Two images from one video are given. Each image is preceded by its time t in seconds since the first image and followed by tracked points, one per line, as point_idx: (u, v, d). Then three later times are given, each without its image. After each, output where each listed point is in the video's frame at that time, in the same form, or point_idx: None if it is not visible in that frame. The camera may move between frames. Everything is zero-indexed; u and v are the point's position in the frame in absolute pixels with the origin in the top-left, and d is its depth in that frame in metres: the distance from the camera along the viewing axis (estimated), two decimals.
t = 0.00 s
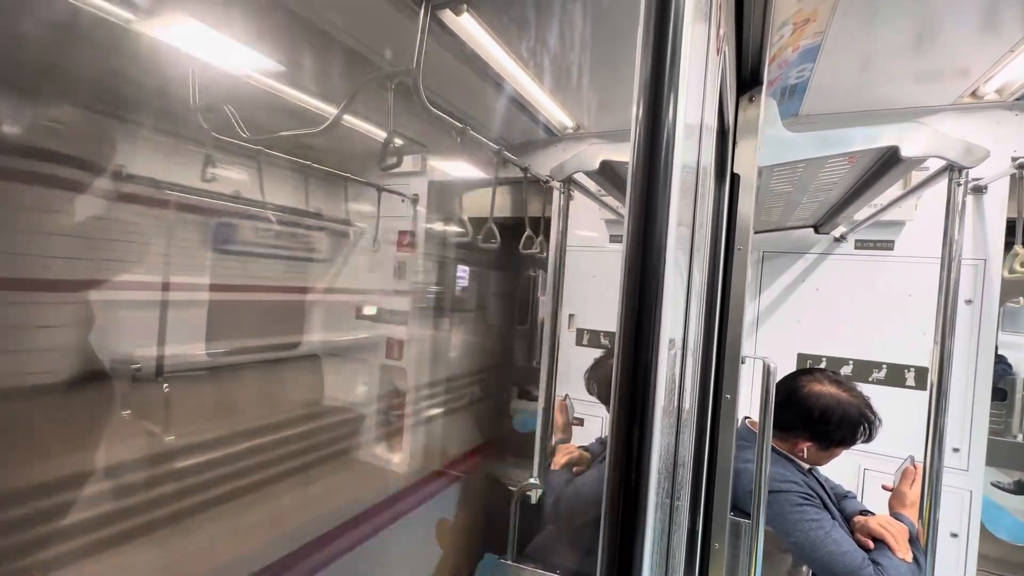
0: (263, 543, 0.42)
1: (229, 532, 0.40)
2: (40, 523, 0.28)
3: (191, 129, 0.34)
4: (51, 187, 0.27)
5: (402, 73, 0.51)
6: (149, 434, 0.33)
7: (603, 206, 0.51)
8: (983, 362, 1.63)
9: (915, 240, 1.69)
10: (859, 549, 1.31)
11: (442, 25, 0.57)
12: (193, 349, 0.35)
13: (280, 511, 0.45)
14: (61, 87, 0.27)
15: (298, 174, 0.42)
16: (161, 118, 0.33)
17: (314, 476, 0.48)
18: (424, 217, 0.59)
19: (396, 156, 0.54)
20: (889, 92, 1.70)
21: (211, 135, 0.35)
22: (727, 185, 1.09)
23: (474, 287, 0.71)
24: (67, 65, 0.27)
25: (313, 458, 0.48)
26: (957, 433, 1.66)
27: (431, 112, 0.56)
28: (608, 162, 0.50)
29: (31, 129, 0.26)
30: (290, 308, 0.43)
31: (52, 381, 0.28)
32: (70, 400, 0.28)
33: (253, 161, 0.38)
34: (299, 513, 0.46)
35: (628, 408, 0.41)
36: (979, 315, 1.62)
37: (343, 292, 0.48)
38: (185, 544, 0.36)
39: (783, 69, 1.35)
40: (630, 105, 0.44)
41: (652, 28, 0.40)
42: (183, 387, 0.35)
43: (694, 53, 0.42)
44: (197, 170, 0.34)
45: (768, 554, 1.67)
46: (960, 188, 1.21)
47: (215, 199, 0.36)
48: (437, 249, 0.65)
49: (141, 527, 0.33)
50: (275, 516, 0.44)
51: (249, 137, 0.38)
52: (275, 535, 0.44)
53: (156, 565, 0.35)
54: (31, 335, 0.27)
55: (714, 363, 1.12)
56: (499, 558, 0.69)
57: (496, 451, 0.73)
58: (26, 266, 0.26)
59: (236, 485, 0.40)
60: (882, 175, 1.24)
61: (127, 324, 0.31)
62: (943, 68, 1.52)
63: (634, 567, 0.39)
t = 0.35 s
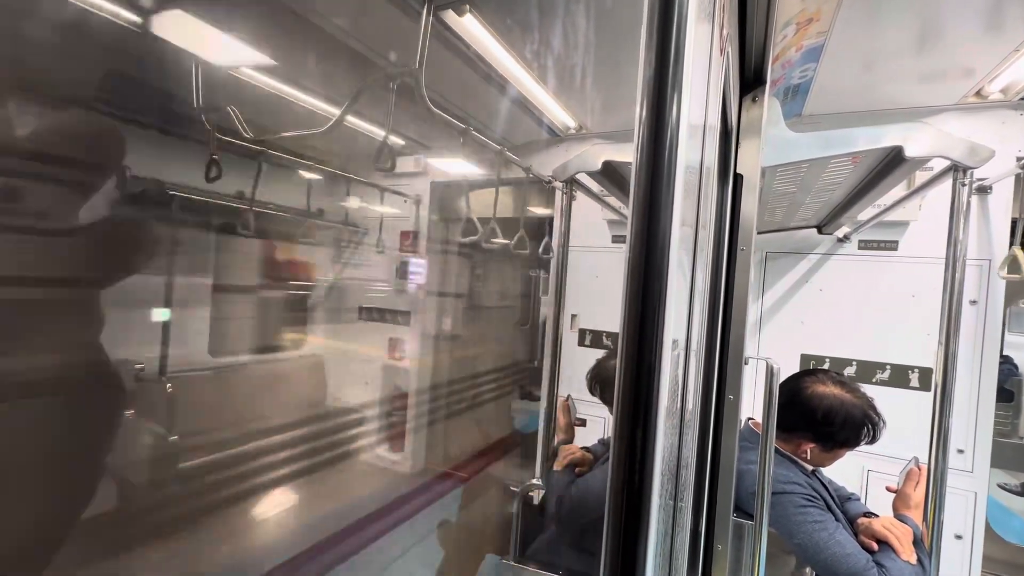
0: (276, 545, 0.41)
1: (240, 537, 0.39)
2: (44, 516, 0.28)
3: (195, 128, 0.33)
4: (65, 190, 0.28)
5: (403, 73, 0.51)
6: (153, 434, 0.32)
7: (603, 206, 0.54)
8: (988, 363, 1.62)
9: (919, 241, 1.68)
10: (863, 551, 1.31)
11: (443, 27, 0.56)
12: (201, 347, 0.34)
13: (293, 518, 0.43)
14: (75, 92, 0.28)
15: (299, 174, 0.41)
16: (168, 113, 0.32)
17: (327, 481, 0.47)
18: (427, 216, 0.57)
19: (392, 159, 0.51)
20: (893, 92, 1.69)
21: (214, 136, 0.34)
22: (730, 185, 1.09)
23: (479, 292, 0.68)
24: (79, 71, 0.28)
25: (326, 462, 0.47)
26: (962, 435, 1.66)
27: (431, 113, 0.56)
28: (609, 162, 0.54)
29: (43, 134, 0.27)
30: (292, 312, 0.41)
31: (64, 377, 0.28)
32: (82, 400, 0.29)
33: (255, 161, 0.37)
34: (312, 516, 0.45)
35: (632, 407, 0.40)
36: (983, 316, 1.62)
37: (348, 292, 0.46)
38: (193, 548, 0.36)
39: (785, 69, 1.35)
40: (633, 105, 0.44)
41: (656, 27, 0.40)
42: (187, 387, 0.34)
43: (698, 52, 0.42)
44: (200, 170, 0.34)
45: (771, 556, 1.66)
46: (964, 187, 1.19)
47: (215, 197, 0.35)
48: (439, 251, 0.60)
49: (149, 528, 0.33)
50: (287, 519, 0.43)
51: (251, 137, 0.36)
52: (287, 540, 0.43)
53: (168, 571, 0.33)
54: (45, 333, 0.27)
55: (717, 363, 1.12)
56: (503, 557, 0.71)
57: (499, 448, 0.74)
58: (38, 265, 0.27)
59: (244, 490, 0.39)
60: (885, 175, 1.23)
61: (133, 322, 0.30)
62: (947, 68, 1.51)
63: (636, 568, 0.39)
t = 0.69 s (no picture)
0: (274, 542, 0.41)
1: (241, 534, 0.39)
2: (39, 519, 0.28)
3: (195, 128, 0.33)
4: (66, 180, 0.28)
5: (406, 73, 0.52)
6: (155, 435, 0.32)
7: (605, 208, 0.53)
8: (990, 363, 1.62)
9: (921, 241, 1.68)
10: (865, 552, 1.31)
11: (442, 27, 0.54)
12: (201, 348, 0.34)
13: (295, 517, 0.43)
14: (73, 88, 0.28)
15: (300, 174, 0.41)
16: (167, 111, 0.32)
17: (329, 483, 0.47)
18: (427, 217, 0.56)
19: (403, 156, 0.51)
20: (894, 92, 1.69)
21: (213, 135, 0.34)
22: (731, 186, 1.09)
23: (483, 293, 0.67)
24: (78, 68, 0.28)
25: (326, 464, 0.46)
26: (964, 435, 1.65)
27: (434, 114, 0.56)
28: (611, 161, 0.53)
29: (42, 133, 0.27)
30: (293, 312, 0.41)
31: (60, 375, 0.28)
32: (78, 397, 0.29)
33: (256, 161, 0.37)
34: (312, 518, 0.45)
35: (633, 407, 0.41)
36: (985, 316, 1.61)
37: (350, 293, 0.46)
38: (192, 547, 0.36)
39: (787, 69, 1.34)
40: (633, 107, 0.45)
41: (656, 29, 0.40)
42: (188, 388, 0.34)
43: (699, 54, 0.42)
44: (197, 169, 0.34)
45: (773, 557, 1.66)
46: (966, 189, 1.19)
47: (214, 198, 0.35)
48: (440, 252, 0.59)
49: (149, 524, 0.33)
50: (286, 519, 0.43)
51: (252, 137, 0.36)
52: (287, 539, 0.43)
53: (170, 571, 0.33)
54: (40, 331, 0.27)
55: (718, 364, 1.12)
56: (503, 560, 0.72)
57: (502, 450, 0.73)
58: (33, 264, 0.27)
59: (244, 491, 0.38)
60: (887, 175, 1.23)
61: (130, 322, 0.30)
62: (949, 68, 1.51)
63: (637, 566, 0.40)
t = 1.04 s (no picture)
0: (275, 543, 0.42)
1: (242, 534, 0.39)
2: (41, 516, 0.28)
3: (197, 130, 0.33)
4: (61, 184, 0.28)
5: (408, 74, 0.51)
6: (156, 435, 0.33)
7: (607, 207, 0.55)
8: (991, 363, 1.62)
9: (922, 240, 1.67)
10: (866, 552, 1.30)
11: (441, 27, 0.54)
12: (203, 349, 0.35)
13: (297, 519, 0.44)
14: (72, 92, 0.28)
15: (302, 176, 0.41)
16: (168, 115, 0.32)
17: (331, 483, 0.47)
18: (428, 217, 0.56)
19: (395, 160, 0.50)
20: (895, 92, 1.69)
21: (216, 137, 0.34)
22: (731, 186, 1.09)
23: (484, 294, 0.67)
24: (80, 71, 0.28)
25: (327, 466, 0.46)
26: (965, 435, 1.65)
27: (434, 116, 0.55)
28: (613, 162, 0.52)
29: (42, 139, 0.27)
30: (294, 312, 0.41)
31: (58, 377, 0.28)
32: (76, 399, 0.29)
33: (258, 163, 0.37)
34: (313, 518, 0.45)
35: (631, 407, 0.41)
36: (986, 316, 1.61)
37: (350, 295, 0.45)
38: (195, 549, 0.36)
39: (787, 70, 1.34)
40: (633, 107, 0.44)
41: (655, 26, 0.40)
42: (189, 389, 0.34)
43: (698, 55, 0.42)
44: (203, 172, 0.34)
45: (775, 557, 1.65)
46: (966, 186, 1.17)
47: (217, 199, 0.35)
48: (441, 253, 0.59)
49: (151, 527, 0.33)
50: (288, 520, 0.43)
51: (253, 138, 0.36)
52: (288, 540, 0.43)
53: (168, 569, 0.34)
54: (41, 332, 0.27)
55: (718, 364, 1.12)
56: (502, 559, 0.71)
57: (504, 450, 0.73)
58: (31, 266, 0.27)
59: (245, 492, 0.39)
60: (887, 176, 1.23)
61: (131, 325, 0.30)
62: (949, 68, 1.51)
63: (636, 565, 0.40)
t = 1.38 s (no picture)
0: (276, 544, 0.42)
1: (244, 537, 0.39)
2: (40, 517, 0.28)
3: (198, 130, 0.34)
4: (61, 187, 0.28)
5: (408, 75, 0.51)
6: (157, 434, 0.32)
7: (605, 206, 0.55)
8: (992, 363, 1.62)
9: (922, 240, 1.67)
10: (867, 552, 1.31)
11: (440, 27, 0.54)
12: (203, 350, 0.34)
13: (297, 520, 0.43)
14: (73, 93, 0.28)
15: (303, 176, 0.41)
16: (167, 115, 0.32)
17: (331, 482, 0.47)
18: (428, 217, 0.56)
19: (398, 159, 0.51)
20: (895, 92, 1.69)
21: (217, 137, 0.35)
22: (732, 186, 1.09)
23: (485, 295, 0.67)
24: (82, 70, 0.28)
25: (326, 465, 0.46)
26: (966, 434, 1.65)
27: (434, 116, 0.56)
28: (612, 162, 0.52)
29: (40, 140, 0.27)
30: (293, 312, 0.41)
31: (57, 377, 0.28)
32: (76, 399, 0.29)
33: (259, 162, 0.37)
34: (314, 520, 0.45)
35: (632, 405, 0.40)
36: (987, 316, 1.61)
37: (348, 294, 0.46)
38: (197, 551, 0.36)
39: (787, 70, 1.34)
40: (632, 106, 0.44)
41: (655, 25, 0.40)
42: (190, 388, 0.34)
43: (697, 54, 0.42)
44: (202, 171, 0.34)
45: (775, 557, 1.65)
46: (966, 187, 1.18)
47: (217, 199, 0.35)
48: (441, 252, 0.59)
49: (153, 529, 0.33)
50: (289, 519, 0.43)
51: (254, 138, 0.36)
52: (289, 542, 0.43)
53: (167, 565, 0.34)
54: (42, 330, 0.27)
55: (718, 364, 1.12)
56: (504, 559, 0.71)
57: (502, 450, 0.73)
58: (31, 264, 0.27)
59: (247, 494, 0.39)
60: (887, 176, 1.23)
61: (131, 326, 0.31)
62: (949, 68, 1.51)
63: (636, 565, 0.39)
